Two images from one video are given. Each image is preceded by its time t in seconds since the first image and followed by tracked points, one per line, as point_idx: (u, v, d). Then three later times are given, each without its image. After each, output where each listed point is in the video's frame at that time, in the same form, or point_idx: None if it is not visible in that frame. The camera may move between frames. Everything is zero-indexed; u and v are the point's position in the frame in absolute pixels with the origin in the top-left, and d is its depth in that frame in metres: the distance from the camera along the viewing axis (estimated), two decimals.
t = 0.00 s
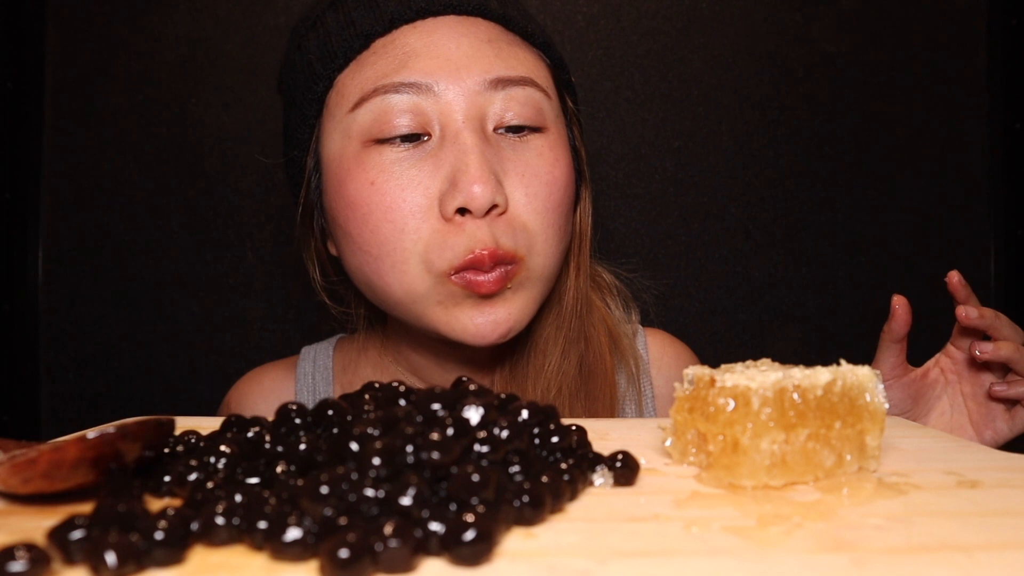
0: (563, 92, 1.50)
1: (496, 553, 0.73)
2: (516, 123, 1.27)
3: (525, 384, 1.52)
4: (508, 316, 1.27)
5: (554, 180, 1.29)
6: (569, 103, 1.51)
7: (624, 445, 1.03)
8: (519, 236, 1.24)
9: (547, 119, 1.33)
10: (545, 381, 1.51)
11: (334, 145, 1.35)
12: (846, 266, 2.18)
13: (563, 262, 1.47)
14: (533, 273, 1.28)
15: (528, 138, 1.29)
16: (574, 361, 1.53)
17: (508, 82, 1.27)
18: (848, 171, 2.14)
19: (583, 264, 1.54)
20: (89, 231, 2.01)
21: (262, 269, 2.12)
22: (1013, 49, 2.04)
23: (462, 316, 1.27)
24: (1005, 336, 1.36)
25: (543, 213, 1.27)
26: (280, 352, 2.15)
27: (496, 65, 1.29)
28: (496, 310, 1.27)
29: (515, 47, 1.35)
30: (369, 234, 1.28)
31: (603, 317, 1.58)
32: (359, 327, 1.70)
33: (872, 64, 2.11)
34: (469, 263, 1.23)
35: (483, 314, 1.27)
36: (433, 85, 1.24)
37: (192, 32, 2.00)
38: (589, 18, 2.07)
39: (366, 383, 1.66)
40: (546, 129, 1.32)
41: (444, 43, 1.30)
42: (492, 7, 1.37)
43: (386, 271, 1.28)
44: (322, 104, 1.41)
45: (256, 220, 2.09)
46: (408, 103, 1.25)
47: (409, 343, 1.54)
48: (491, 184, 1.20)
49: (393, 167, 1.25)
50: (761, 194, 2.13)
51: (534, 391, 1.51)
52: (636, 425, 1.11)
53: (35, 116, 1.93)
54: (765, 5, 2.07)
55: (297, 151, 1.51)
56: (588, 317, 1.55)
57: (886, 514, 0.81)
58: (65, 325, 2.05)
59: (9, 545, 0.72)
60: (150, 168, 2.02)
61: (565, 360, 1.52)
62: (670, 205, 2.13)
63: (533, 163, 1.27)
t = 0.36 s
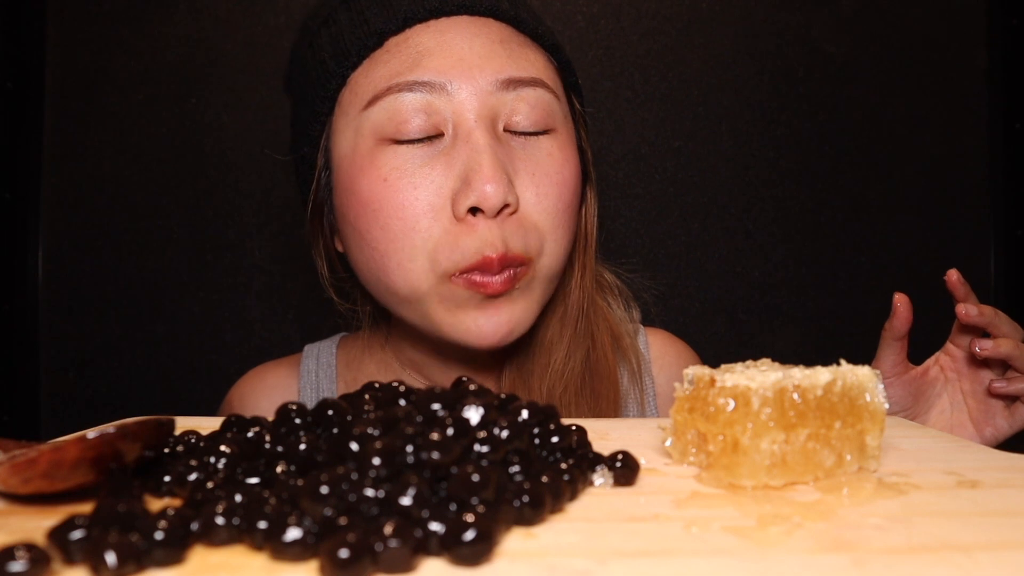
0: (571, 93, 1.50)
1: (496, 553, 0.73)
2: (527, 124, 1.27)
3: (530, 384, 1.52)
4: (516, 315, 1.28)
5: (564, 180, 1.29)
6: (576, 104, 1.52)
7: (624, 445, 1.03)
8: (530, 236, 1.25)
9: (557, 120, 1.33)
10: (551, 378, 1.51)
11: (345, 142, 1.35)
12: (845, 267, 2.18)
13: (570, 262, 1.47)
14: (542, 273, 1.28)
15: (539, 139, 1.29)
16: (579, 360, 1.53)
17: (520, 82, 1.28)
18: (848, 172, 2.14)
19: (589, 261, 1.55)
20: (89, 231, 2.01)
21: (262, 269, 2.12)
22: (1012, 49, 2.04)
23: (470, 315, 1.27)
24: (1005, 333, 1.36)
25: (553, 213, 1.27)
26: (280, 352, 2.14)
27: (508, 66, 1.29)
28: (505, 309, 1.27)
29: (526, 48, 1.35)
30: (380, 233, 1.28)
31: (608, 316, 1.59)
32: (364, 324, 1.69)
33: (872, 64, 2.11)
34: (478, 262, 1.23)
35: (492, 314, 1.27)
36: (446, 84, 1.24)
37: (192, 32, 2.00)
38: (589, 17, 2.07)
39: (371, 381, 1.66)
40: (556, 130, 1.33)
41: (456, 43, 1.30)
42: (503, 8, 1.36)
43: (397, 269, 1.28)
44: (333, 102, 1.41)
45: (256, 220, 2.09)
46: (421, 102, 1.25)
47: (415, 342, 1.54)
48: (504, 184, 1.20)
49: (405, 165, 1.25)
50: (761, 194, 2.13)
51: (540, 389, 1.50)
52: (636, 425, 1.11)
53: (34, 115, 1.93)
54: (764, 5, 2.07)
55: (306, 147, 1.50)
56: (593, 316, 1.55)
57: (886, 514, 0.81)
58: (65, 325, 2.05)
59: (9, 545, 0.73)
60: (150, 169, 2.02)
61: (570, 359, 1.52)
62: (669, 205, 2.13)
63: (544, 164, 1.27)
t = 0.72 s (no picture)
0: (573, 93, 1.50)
1: (496, 553, 0.73)
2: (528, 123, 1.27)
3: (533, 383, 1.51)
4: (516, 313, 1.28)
5: (564, 179, 1.28)
6: (579, 104, 1.52)
7: (624, 445, 1.03)
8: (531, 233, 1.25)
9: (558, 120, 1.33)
10: (555, 377, 1.51)
11: (348, 141, 1.35)
12: (845, 267, 2.18)
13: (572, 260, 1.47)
14: (543, 270, 1.28)
15: (540, 138, 1.29)
16: (582, 360, 1.53)
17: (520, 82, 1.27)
18: (848, 171, 2.14)
19: (592, 260, 1.55)
20: (89, 231, 2.01)
21: (262, 269, 2.12)
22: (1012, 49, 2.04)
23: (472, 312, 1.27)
24: (1005, 336, 1.37)
25: (553, 212, 1.27)
26: (279, 352, 2.14)
27: (508, 65, 1.29)
28: (506, 307, 1.27)
29: (527, 48, 1.35)
30: (383, 231, 1.28)
31: (611, 315, 1.59)
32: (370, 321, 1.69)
33: (872, 64, 2.11)
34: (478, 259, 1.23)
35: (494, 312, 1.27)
36: (447, 84, 1.24)
37: (193, 32, 2.00)
38: (589, 18, 2.07)
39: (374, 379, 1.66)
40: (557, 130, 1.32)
41: (457, 42, 1.30)
42: (504, 8, 1.36)
43: (399, 266, 1.28)
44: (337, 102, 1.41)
45: (255, 221, 2.09)
46: (422, 102, 1.25)
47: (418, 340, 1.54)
48: (503, 182, 1.20)
49: (406, 163, 1.25)
50: (760, 194, 2.13)
51: (543, 388, 1.50)
52: (636, 425, 1.11)
53: (34, 115, 1.93)
54: (764, 4, 2.07)
55: (311, 146, 1.50)
56: (596, 316, 1.55)
57: (887, 514, 0.81)
58: (65, 325, 2.05)
59: (9, 545, 0.72)
60: (150, 169, 2.02)
61: (574, 358, 1.52)
62: (669, 205, 2.13)
63: (544, 163, 1.27)
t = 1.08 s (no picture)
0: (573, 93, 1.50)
1: (496, 553, 0.73)
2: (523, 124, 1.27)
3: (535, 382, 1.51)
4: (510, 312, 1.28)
5: (560, 179, 1.28)
6: (580, 104, 1.51)
7: (624, 444, 1.03)
8: (524, 234, 1.24)
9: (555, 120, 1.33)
10: (558, 376, 1.51)
11: (346, 142, 1.36)
12: (845, 267, 2.18)
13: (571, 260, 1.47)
14: (536, 270, 1.28)
15: (536, 139, 1.28)
16: (585, 359, 1.53)
17: (515, 83, 1.27)
18: (848, 171, 2.14)
19: (593, 259, 1.54)
20: (89, 231, 2.01)
21: (262, 269, 2.12)
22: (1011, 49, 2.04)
23: (465, 312, 1.27)
24: (1004, 336, 1.37)
25: (548, 212, 1.26)
26: (279, 352, 2.14)
27: (504, 67, 1.29)
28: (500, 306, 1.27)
29: (525, 49, 1.35)
30: (378, 231, 1.28)
31: (613, 315, 1.59)
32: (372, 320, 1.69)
33: (872, 64, 2.11)
34: (470, 259, 1.23)
35: (487, 312, 1.27)
36: (442, 86, 1.25)
37: (193, 32, 2.00)
38: (589, 18, 2.07)
39: (378, 379, 1.66)
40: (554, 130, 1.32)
41: (453, 44, 1.30)
42: (502, 10, 1.36)
43: (393, 267, 1.28)
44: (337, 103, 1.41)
45: (255, 220, 2.09)
46: (417, 104, 1.25)
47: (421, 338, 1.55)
48: (495, 183, 1.20)
49: (401, 165, 1.25)
50: (761, 194, 2.13)
51: (546, 387, 1.50)
52: (636, 425, 1.11)
53: (34, 115, 1.93)
54: (764, 4, 2.07)
55: (312, 146, 1.50)
56: (599, 316, 1.56)
57: (887, 514, 0.81)
58: (65, 325, 2.05)
59: (9, 545, 0.72)
60: (150, 169, 2.02)
61: (576, 358, 1.52)
62: (669, 205, 2.13)
63: (540, 163, 1.27)
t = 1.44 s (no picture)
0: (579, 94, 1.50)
1: (496, 553, 0.73)
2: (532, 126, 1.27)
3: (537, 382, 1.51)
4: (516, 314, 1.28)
5: (567, 182, 1.28)
6: (585, 105, 1.52)
7: (624, 444, 1.03)
8: (532, 236, 1.25)
9: (563, 123, 1.33)
10: (560, 375, 1.51)
11: (354, 142, 1.35)
12: (845, 267, 2.18)
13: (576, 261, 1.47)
14: (544, 272, 1.28)
15: (544, 141, 1.28)
16: (588, 359, 1.53)
17: (525, 85, 1.27)
18: (848, 171, 2.14)
19: (597, 258, 1.55)
20: (89, 231, 2.01)
21: (262, 269, 2.12)
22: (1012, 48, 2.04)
23: (472, 313, 1.27)
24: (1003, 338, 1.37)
25: (556, 215, 1.27)
26: (279, 352, 2.14)
27: (514, 69, 1.29)
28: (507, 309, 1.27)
29: (532, 51, 1.35)
30: (386, 232, 1.28)
31: (615, 314, 1.59)
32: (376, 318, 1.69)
33: (872, 64, 2.11)
34: (477, 261, 1.23)
35: (494, 313, 1.27)
36: (451, 87, 1.24)
37: (193, 32, 2.00)
38: (589, 18, 2.07)
39: (379, 379, 1.66)
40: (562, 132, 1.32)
41: (463, 46, 1.30)
42: (510, 11, 1.36)
43: (401, 268, 1.28)
44: (345, 103, 1.41)
45: (255, 220, 2.09)
46: (427, 105, 1.25)
47: (424, 337, 1.54)
48: (505, 185, 1.20)
49: (410, 165, 1.25)
50: (760, 194, 2.13)
51: (548, 387, 1.50)
52: (636, 425, 1.11)
53: (34, 115, 1.93)
54: (764, 4, 2.07)
55: (317, 145, 1.50)
56: (601, 316, 1.56)
57: (887, 514, 0.81)
58: (65, 325, 2.05)
59: (9, 545, 0.72)
60: (150, 169, 2.02)
61: (579, 357, 1.52)
62: (669, 205, 2.13)
63: (548, 166, 1.27)
